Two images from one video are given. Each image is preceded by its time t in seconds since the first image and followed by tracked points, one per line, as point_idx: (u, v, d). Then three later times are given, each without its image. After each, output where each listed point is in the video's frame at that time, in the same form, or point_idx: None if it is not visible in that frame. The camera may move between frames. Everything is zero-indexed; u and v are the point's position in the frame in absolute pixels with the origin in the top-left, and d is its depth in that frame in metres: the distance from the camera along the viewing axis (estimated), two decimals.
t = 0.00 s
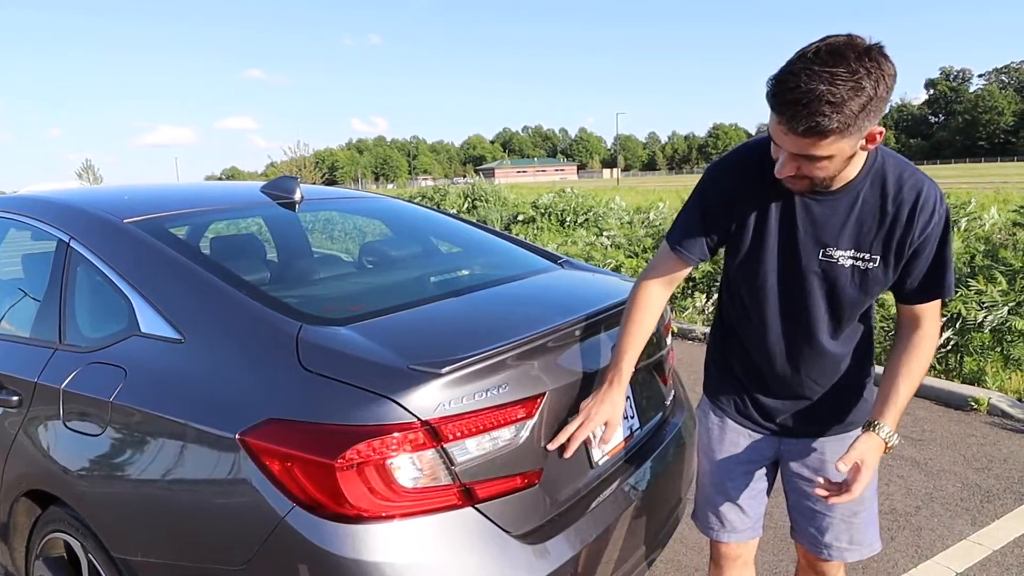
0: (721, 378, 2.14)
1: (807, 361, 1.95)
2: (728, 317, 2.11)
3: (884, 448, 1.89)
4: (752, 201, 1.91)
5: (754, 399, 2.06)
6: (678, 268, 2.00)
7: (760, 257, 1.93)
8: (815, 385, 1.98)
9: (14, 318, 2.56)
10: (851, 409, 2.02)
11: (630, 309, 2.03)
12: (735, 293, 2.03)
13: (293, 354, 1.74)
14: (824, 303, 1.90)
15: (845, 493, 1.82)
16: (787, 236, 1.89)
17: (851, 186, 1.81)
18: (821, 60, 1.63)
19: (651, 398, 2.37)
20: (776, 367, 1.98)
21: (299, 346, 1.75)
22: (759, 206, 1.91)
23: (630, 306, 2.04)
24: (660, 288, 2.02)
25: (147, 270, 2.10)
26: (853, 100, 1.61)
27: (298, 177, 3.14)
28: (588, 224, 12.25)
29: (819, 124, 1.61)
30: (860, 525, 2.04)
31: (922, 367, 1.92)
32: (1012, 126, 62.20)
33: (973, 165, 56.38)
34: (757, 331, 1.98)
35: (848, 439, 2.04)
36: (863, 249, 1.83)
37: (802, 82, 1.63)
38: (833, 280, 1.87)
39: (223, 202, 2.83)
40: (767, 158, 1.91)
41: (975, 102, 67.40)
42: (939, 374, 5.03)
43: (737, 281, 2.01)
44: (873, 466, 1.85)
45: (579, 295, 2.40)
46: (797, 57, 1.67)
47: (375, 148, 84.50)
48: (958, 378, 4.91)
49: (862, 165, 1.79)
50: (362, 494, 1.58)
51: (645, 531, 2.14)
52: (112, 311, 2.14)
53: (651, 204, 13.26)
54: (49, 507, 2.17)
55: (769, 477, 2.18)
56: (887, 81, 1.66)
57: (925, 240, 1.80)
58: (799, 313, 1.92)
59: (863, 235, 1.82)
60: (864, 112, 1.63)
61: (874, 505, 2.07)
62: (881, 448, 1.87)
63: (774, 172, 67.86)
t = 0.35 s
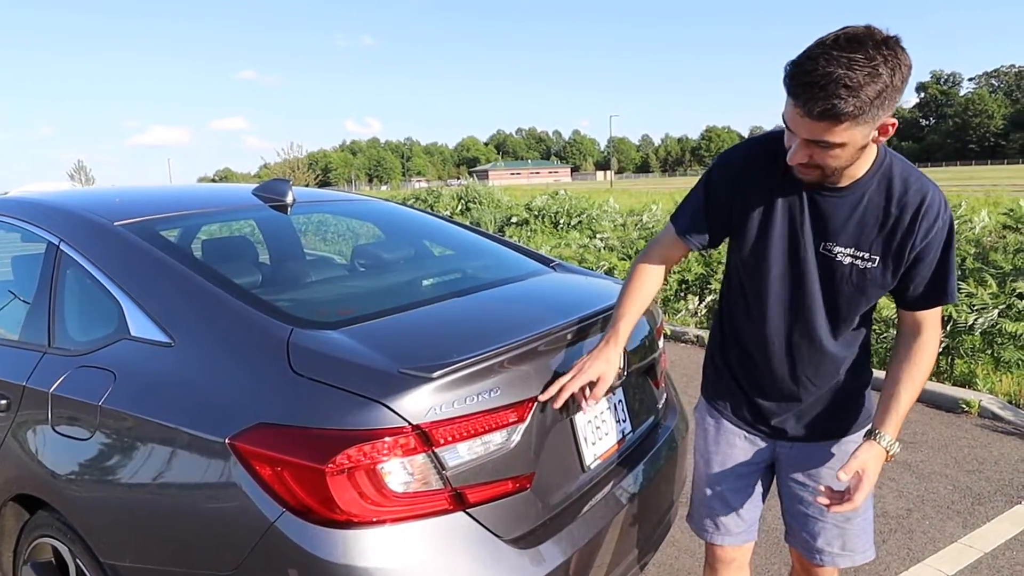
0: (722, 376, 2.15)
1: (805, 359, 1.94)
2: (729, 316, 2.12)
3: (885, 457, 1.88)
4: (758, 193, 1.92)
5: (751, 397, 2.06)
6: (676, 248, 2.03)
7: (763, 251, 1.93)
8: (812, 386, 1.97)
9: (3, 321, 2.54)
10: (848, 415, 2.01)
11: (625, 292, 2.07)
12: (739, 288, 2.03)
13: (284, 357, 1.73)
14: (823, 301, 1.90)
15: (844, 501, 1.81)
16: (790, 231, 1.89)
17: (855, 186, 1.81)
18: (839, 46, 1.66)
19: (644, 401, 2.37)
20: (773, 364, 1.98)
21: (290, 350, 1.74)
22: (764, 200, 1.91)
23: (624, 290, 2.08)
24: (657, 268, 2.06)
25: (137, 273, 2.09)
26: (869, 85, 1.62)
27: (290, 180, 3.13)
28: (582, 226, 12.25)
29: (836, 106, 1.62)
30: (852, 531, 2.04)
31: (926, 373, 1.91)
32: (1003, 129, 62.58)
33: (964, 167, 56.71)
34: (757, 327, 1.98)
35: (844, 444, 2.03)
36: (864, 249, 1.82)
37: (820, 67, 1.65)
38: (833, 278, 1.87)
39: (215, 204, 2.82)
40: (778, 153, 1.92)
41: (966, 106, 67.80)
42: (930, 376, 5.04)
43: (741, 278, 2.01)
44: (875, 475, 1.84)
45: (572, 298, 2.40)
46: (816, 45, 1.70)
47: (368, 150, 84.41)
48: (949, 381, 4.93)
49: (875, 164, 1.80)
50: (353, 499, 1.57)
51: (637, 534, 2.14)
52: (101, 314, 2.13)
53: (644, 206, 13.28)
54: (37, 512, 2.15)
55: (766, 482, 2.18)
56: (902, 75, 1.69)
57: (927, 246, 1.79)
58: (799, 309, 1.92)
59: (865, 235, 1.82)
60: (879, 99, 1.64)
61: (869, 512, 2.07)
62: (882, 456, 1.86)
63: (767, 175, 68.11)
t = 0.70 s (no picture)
0: (716, 388, 2.16)
1: (797, 367, 1.95)
2: (722, 326, 2.13)
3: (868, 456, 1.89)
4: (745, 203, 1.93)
5: (744, 408, 2.07)
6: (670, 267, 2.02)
7: (752, 260, 1.94)
8: (806, 393, 1.98)
9: None
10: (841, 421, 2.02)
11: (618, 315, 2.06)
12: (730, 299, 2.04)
13: (277, 364, 1.73)
14: (815, 307, 1.91)
15: (823, 501, 1.85)
16: (778, 239, 1.91)
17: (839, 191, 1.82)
18: (807, 55, 1.68)
19: (637, 407, 2.38)
20: (766, 372, 2.00)
21: (283, 356, 1.75)
22: (750, 209, 1.92)
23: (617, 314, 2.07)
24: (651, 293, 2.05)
25: (130, 279, 2.09)
26: (839, 91, 1.65)
27: (283, 186, 3.13)
28: (576, 231, 12.28)
29: (808, 114, 1.64)
30: (847, 539, 2.05)
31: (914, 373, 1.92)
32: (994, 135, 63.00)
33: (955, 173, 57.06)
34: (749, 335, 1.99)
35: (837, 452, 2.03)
36: (851, 253, 1.84)
37: (789, 77, 1.68)
38: (823, 284, 1.88)
39: (208, 210, 2.82)
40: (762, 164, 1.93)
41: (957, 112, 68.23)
42: (921, 382, 5.06)
43: (731, 287, 2.02)
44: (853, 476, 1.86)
45: (565, 304, 2.41)
46: (785, 55, 1.73)
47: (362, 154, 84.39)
48: (940, 386, 4.95)
49: (855, 166, 1.82)
50: (346, 506, 1.57)
51: (630, 540, 2.14)
52: (94, 320, 2.13)
53: (638, 211, 13.31)
54: (28, 519, 2.14)
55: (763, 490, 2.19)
56: (871, 77, 1.71)
57: (913, 245, 1.81)
58: (791, 318, 1.93)
59: (851, 238, 1.83)
60: (851, 104, 1.66)
61: (865, 520, 2.08)
62: (865, 455, 1.88)
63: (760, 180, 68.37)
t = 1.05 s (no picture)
0: (711, 414, 2.15)
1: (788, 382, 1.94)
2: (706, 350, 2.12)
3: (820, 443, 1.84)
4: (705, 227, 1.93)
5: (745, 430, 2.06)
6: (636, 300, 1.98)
7: (722, 280, 1.94)
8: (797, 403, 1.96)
9: None
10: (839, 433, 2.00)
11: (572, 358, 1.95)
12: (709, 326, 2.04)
13: (270, 372, 1.74)
14: (800, 317, 1.88)
15: (759, 479, 1.84)
16: (744, 254, 1.91)
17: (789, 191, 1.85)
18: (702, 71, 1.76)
19: (629, 414, 2.40)
20: (753, 387, 2.00)
21: (277, 365, 1.75)
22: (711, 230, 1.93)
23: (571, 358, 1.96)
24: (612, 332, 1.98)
25: (123, 287, 2.09)
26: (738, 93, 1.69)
27: (277, 193, 3.13)
28: (570, 237, 12.31)
29: (714, 122, 1.69)
30: (845, 553, 2.06)
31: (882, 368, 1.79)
32: (984, 142, 63.46)
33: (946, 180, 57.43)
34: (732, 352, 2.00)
35: (833, 467, 2.02)
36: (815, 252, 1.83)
37: (688, 94, 1.74)
38: (796, 291, 1.87)
39: (202, 218, 2.82)
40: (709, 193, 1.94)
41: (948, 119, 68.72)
42: (912, 388, 5.09)
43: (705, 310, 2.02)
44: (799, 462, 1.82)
45: (558, 312, 2.42)
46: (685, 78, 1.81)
47: (356, 160, 84.35)
48: (931, 393, 4.98)
49: (787, 165, 1.83)
50: (339, 514, 1.58)
51: (622, 547, 2.15)
52: (86, 328, 2.13)
53: (631, 218, 13.35)
54: (20, 527, 2.14)
55: (757, 504, 2.20)
56: (770, 76, 1.75)
57: (869, 231, 1.78)
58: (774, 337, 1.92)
59: (812, 237, 1.84)
60: (754, 103, 1.70)
61: (862, 534, 2.09)
62: (816, 444, 1.82)
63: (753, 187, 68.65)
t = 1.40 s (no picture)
0: (682, 424, 2.06)
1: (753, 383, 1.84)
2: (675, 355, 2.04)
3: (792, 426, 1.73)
4: (666, 217, 1.88)
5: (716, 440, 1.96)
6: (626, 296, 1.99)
7: (685, 271, 1.87)
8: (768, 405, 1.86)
9: None
10: (816, 443, 1.89)
11: (583, 358, 2.01)
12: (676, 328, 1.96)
13: (267, 375, 1.75)
14: (764, 311, 1.79)
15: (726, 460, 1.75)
16: (706, 244, 1.84)
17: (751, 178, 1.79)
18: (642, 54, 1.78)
19: (623, 417, 2.41)
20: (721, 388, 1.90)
21: (274, 368, 1.76)
22: (673, 219, 1.87)
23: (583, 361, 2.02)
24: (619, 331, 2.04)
25: (120, 291, 2.10)
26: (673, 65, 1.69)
27: (273, 197, 3.14)
28: (565, 241, 12.33)
29: (650, 94, 1.69)
30: None
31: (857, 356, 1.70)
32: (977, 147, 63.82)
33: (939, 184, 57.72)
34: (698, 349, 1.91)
35: (810, 484, 1.91)
36: (776, 239, 1.76)
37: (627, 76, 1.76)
38: (759, 280, 1.78)
39: (199, 222, 2.83)
40: (674, 187, 1.88)
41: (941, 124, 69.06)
42: (905, 392, 5.09)
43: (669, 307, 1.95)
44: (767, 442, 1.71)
45: (553, 316, 2.44)
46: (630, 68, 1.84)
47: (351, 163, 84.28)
48: (923, 396, 5.01)
49: (745, 144, 1.77)
50: (337, 516, 1.59)
51: (617, 549, 2.17)
52: (83, 332, 2.13)
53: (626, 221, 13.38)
54: (17, 530, 2.14)
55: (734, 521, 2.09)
56: (709, 51, 1.74)
57: (834, 216, 1.72)
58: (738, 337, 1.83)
59: (774, 224, 1.77)
60: (690, 73, 1.69)
61: (840, 557, 1.97)
62: (788, 425, 1.71)
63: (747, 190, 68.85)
